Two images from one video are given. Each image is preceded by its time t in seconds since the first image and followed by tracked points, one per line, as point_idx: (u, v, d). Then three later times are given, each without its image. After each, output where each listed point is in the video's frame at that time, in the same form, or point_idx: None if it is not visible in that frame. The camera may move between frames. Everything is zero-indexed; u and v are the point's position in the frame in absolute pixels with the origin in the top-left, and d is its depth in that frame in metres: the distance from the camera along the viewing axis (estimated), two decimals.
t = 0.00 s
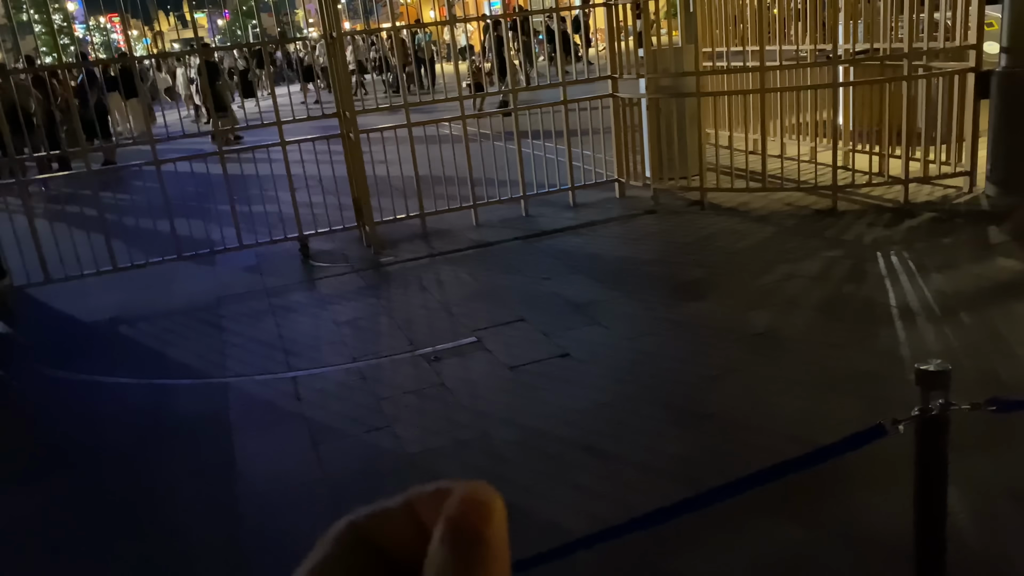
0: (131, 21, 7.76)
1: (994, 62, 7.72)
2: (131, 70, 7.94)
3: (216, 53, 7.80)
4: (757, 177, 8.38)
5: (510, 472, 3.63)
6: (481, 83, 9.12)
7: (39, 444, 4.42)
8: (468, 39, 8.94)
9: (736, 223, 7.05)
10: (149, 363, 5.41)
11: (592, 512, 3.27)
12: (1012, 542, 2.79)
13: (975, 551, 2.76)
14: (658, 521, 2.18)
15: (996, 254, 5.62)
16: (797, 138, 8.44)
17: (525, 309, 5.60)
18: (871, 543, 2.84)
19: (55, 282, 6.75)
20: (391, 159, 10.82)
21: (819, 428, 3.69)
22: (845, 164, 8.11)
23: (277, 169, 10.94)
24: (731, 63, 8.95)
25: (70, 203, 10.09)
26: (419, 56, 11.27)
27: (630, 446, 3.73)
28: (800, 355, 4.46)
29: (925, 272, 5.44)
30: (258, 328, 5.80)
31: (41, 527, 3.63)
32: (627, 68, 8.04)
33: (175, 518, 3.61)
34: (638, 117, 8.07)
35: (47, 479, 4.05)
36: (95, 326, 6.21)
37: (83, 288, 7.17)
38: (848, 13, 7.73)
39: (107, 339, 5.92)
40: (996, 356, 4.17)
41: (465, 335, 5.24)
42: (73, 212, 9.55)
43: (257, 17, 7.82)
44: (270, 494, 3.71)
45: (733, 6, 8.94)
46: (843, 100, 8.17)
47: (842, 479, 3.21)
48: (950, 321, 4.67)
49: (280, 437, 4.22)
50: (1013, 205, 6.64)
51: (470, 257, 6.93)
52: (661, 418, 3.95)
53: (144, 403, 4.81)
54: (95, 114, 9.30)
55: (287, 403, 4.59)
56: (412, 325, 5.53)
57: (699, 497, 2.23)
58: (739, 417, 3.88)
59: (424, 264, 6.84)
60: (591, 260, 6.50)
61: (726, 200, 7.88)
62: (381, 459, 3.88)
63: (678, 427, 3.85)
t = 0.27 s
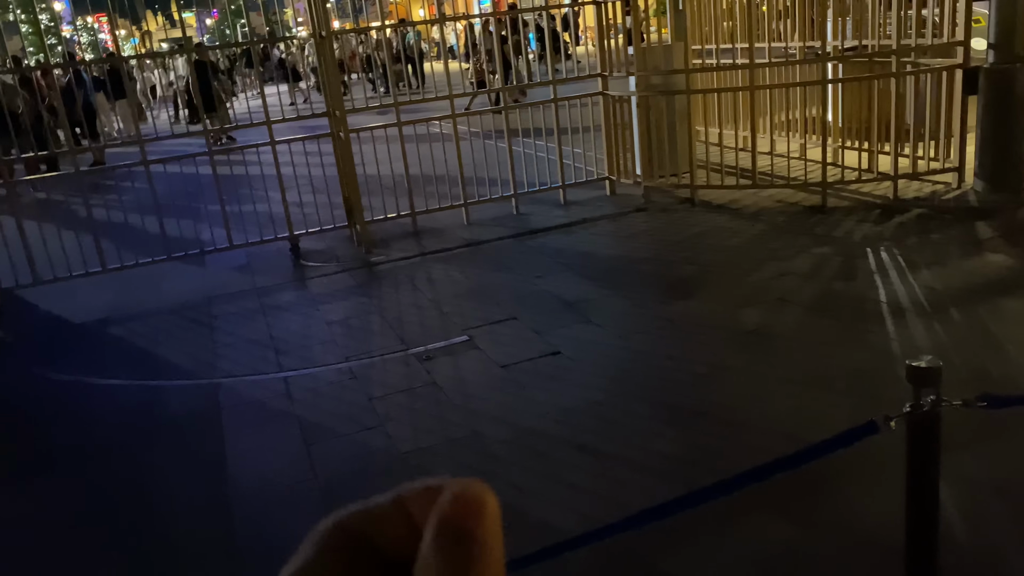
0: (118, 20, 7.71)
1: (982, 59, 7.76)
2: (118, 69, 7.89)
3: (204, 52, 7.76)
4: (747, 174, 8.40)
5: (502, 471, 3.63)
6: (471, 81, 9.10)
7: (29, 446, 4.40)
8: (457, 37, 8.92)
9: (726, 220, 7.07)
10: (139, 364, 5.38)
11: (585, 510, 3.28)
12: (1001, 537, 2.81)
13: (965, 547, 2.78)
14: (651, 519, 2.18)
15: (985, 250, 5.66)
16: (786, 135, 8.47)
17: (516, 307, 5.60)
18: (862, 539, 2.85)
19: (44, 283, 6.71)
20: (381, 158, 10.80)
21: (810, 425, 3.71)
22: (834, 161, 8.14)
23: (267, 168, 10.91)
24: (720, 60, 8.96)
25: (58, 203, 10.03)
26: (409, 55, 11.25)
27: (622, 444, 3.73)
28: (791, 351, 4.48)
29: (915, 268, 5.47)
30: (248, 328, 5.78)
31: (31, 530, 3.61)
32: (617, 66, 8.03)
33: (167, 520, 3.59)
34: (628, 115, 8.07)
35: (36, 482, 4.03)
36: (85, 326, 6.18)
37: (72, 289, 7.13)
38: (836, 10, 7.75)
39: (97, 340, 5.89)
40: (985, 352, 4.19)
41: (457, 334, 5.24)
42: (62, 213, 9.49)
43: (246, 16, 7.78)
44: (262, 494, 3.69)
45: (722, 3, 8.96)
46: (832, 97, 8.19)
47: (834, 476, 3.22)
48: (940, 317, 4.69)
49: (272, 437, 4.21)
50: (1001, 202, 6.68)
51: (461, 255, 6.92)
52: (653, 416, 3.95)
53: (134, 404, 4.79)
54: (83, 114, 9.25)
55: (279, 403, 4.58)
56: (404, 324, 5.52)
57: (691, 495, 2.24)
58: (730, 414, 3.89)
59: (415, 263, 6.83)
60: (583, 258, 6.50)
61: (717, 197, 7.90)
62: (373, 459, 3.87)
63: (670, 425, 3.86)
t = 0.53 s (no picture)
0: (106, 19, 7.66)
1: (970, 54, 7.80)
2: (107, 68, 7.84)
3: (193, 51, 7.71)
4: (737, 171, 8.42)
5: (494, 469, 3.63)
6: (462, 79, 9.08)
7: (18, 448, 4.37)
8: (447, 35, 8.90)
9: (717, 217, 7.08)
10: (129, 365, 5.36)
11: (577, 508, 3.28)
12: (991, 530, 2.82)
13: (955, 540, 2.79)
14: (642, 515, 2.18)
15: (974, 244, 5.69)
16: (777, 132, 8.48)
17: (508, 305, 5.60)
18: (853, 533, 2.86)
19: (32, 284, 6.67)
20: (372, 156, 10.77)
21: (801, 420, 3.72)
22: (824, 157, 8.16)
23: (257, 167, 10.86)
24: (710, 57, 8.96)
25: (47, 203, 9.98)
26: (399, 52, 11.23)
27: (613, 441, 3.74)
28: (782, 347, 4.49)
29: (905, 263, 5.49)
30: (239, 328, 5.76)
31: (20, 532, 3.59)
32: (607, 63, 8.03)
33: (158, 520, 3.58)
34: (618, 112, 8.07)
35: (26, 483, 4.01)
36: (74, 327, 6.14)
37: (61, 290, 7.09)
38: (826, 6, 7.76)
39: (87, 341, 5.86)
40: (975, 346, 4.21)
41: (449, 332, 5.23)
42: (51, 213, 9.44)
43: (236, 15, 7.75)
44: (253, 494, 3.68)
45: None
46: (822, 93, 8.21)
47: (825, 471, 3.23)
48: (930, 311, 4.71)
49: (263, 437, 4.20)
50: (990, 196, 6.71)
51: (452, 253, 6.91)
52: (645, 413, 3.96)
53: (124, 404, 4.77)
54: (72, 114, 9.19)
55: (270, 403, 4.57)
56: (395, 323, 5.51)
57: (682, 492, 2.24)
58: (722, 410, 3.90)
59: (406, 262, 6.82)
60: (574, 256, 6.50)
61: (707, 193, 7.92)
62: (365, 458, 3.87)
63: (661, 421, 3.86)
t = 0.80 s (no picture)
0: (96, 18, 7.61)
1: (961, 50, 7.82)
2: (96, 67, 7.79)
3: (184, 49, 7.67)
4: (730, 167, 8.43)
5: (488, 466, 3.63)
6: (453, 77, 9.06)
7: (10, 448, 4.35)
8: (439, 33, 8.89)
9: (709, 214, 7.09)
10: (120, 364, 5.33)
11: (570, 504, 3.28)
12: (983, 524, 2.83)
13: (948, 534, 2.80)
14: (636, 512, 2.18)
15: (965, 240, 5.70)
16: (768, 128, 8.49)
17: (500, 302, 5.60)
18: (845, 528, 2.87)
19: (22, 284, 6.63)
20: (364, 154, 10.75)
21: (794, 415, 3.73)
22: (816, 153, 8.18)
23: (248, 166, 10.83)
24: (702, 53, 8.97)
25: (37, 203, 9.93)
26: (390, 50, 11.20)
27: (607, 438, 3.74)
28: (774, 343, 4.50)
29: (896, 258, 5.51)
30: (232, 327, 5.74)
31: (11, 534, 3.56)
32: (599, 60, 8.02)
33: (150, 521, 3.56)
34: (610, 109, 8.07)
35: (17, 485, 3.98)
36: (65, 327, 6.11)
37: (52, 290, 7.05)
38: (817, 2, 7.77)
39: (78, 341, 5.83)
40: (967, 341, 4.23)
41: (442, 330, 5.22)
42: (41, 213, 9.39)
43: (226, 13, 7.71)
44: (247, 493, 3.68)
45: None
46: (813, 90, 8.23)
47: (818, 466, 3.24)
48: (921, 306, 4.73)
49: (256, 436, 4.18)
50: (981, 192, 6.73)
51: (445, 251, 6.90)
52: (638, 409, 3.96)
53: (116, 405, 4.75)
54: (61, 113, 9.14)
55: (263, 402, 4.56)
56: (388, 321, 5.50)
57: (676, 488, 2.24)
58: (715, 405, 3.90)
59: (399, 260, 6.81)
60: (567, 253, 6.50)
61: (700, 190, 7.93)
62: (358, 457, 3.86)
63: (654, 418, 3.86)
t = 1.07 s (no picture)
0: (85, 15, 7.56)
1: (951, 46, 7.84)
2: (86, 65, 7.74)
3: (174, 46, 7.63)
4: (722, 163, 8.44)
5: (482, 464, 3.62)
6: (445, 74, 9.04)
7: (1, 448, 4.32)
8: (431, 30, 8.86)
9: (702, 210, 7.10)
10: (112, 363, 5.31)
11: (565, 501, 3.28)
12: (977, 519, 2.84)
13: (941, 529, 2.81)
14: (630, 508, 2.18)
15: (956, 235, 5.72)
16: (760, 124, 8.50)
17: (494, 300, 5.59)
18: (838, 523, 2.87)
19: (13, 283, 6.59)
20: (356, 152, 10.73)
21: (788, 411, 3.73)
22: (808, 149, 8.20)
23: (240, 164, 10.79)
24: (694, 50, 8.97)
25: (27, 202, 9.86)
26: (382, 47, 11.17)
27: (601, 435, 3.74)
28: (767, 339, 4.50)
29: (888, 254, 5.52)
30: (223, 325, 5.72)
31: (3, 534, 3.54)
32: (591, 57, 8.01)
33: (143, 520, 3.55)
34: (602, 106, 8.06)
35: (8, 485, 3.96)
36: (56, 326, 6.08)
37: (42, 289, 7.01)
38: None
39: (69, 340, 5.80)
40: (959, 336, 4.24)
41: (435, 328, 5.21)
42: (31, 212, 9.33)
43: (216, 10, 7.67)
44: (240, 492, 3.66)
45: None
46: (805, 86, 8.24)
47: (811, 462, 3.24)
48: (914, 302, 4.74)
49: (249, 435, 4.17)
50: (972, 187, 6.75)
51: (437, 249, 6.89)
52: (632, 406, 3.96)
53: (107, 404, 4.72)
54: (50, 112, 9.07)
55: (255, 400, 4.54)
56: (381, 319, 5.49)
57: (669, 483, 2.23)
58: (708, 402, 3.91)
59: (392, 257, 6.79)
60: (560, 250, 6.49)
61: (692, 186, 7.93)
62: (351, 455, 3.84)
63: (648, 414, 3.86)
